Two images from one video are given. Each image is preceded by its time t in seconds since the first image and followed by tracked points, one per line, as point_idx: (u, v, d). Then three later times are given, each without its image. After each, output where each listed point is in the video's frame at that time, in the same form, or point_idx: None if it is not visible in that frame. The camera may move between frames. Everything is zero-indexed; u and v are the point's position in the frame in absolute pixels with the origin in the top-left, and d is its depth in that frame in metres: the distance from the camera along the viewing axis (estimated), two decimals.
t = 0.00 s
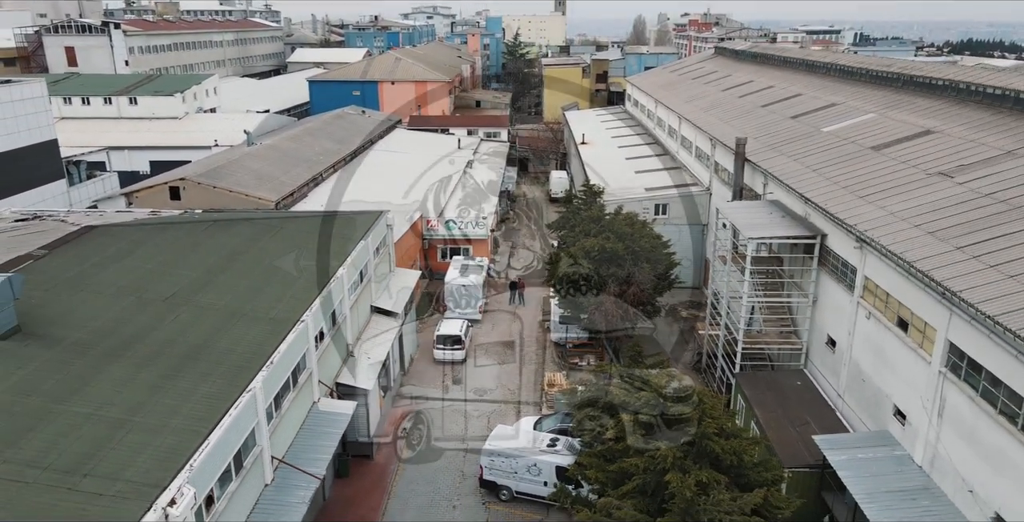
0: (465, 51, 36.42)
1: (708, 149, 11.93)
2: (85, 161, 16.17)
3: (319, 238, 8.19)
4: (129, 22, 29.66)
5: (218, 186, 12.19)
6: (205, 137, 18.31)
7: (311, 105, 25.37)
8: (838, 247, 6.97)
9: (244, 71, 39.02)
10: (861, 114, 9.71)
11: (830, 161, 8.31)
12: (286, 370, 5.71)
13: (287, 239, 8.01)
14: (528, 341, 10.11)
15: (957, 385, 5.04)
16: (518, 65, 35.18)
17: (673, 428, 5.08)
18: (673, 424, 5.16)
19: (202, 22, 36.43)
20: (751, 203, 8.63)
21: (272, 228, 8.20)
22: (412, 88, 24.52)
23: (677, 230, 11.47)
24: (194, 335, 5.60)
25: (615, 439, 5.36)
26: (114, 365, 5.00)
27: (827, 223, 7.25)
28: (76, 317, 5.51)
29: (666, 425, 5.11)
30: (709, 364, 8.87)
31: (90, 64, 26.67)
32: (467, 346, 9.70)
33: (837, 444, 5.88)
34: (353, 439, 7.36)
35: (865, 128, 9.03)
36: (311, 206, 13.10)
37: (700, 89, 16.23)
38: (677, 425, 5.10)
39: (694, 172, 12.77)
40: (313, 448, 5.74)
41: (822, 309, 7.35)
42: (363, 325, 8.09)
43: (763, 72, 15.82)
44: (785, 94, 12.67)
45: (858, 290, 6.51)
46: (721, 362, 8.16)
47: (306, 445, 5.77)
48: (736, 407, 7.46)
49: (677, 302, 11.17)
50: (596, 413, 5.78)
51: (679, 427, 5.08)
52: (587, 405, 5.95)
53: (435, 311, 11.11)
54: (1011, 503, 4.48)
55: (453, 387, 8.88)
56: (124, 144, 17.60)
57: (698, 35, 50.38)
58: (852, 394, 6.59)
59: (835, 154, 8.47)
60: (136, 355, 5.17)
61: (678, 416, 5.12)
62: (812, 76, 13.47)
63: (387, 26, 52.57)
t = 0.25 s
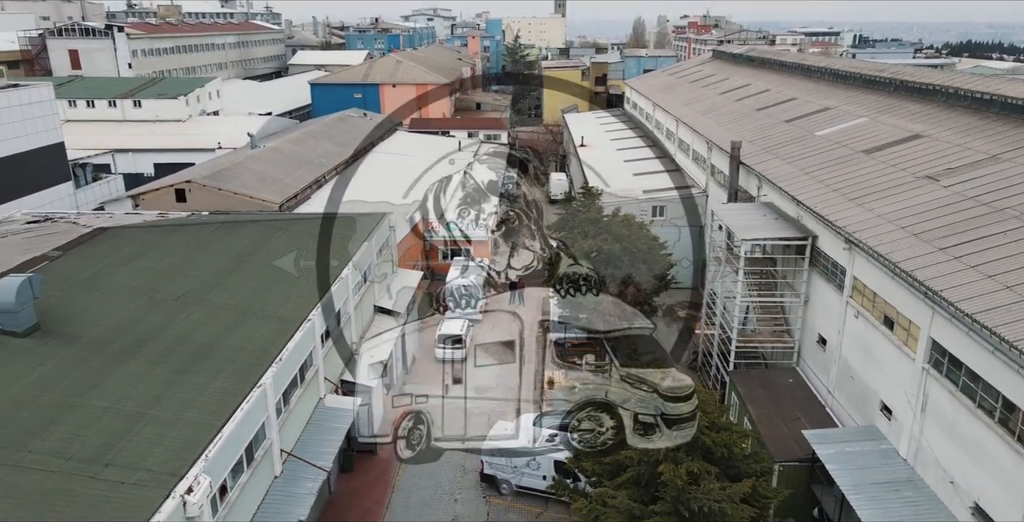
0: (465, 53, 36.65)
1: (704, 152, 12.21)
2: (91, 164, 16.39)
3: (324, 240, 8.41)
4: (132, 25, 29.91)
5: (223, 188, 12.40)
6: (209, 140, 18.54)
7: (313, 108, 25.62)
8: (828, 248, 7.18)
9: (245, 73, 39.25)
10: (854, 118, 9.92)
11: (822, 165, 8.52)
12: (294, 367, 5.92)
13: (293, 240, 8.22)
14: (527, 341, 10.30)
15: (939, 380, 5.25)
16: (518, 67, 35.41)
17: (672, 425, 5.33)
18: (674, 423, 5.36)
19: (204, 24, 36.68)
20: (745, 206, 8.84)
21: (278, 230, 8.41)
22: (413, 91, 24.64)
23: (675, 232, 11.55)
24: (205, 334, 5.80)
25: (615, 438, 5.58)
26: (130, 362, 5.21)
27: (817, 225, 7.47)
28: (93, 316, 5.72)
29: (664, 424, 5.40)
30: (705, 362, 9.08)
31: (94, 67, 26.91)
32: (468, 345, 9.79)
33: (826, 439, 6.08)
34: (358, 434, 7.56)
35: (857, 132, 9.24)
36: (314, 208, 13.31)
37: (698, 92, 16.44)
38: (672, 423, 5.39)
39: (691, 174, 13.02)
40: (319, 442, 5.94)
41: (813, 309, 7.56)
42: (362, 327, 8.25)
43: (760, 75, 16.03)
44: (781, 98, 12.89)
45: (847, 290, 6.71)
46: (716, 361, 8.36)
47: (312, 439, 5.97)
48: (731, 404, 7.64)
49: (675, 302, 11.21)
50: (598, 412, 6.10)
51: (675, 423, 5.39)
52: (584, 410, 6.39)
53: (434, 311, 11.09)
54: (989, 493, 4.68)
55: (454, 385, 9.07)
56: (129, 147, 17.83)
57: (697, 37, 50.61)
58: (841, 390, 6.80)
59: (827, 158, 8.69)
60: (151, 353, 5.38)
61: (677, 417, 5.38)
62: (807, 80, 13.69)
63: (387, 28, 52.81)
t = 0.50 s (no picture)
0: (465, 56, 36.85)
1: (701, 154, 12.43)
2: (97, 166, 16.60)
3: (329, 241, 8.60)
4: (135, 28, 30.10)
5: (227, 190, 12.59)
6: (213, 142, 18.74)
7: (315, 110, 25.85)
8: (820, 249, 7.37)
9: (247, 75, 39.51)
10: (847, 122, 10.12)
11: (815, 168, 8.72)
12: (301, 364, 6.11)
13: (298, 241, 8.40)
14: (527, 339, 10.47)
15: (925, 377, 5.43)
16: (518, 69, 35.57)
17: (674, 419, 4.71)
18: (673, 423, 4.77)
19: (206, 27, 36.89)
20: (741, 207, 9.02)
21: (283, 230, 8.58)
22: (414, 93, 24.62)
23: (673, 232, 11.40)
24: (215, 332, 5.98)
25: (618, 438, 4.83)
26: (143, 359, 5.38)
27: (810, 227, 7.66)
28: (107, 315, 5.89)
29: (665, 414, 4.70)
30: (701, 361, 9.21)
31: (97, 70, 27.13)
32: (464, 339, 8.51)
33: (817, 434, 6.27)
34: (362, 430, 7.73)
35: (851, 135, 9.42)
36: (317, 210, 13.49)
37: (696, 95, 16.64)
38: (678, 420, 4.79)
39: (689, 176, 13.25)
40: (326, 438, 6.11)
41: (806, 309, 7.75)
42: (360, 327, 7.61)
43: (757, 78, 16.23)
44: (777, 101, 13.08)
45: (838, 289, 6.89)
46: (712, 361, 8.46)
47: (319, 435, 6.15)
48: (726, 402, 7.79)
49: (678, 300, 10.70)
50: (597, 410, 4.63)
51: (682, 422, 4.80)
52: (580, 410, 4.61)
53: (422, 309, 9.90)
54: (970, 485, 4.88)
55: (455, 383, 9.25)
56: (133, 149, 18.05)
57: (697, 39, 50.88)
58: (833, 387, 6.98)
59: (821, 161, 8.88)
60: (163, 350, 5.57)
61: (683, 414, 4.66)
62: (803, 84, 13.89)
63: (388, 30, 53.05)
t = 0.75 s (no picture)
0: (465, 58, 37.13)
1: (698, 157, 12.61)
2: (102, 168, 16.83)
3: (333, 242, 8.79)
4: (137, 31, 30.29)
5: (232, 192, 12.79)
6: (216, 144, 18.96)
7: (316, 113, 26.07)
8: (812, 251, 7.58)
9: (249, 77, 39.78)
10: (840, 126, 10.33)
11: (808, 171, 8.92)
12: (307, 362, 6.31)
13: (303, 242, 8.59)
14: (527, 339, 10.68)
15: (910, 374, 5.63)
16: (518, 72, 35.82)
17: (680, 419, 3.28)
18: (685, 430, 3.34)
19: (208, 29, 37.08)
20: (736, 209, 9.21)
21: (288, 230, 8.75)
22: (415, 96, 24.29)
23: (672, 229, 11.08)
24: (224, 331, 6.16)
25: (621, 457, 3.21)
26: (156, 357, 5.57)
27: (802, 228, 7.87)
28: (120, 315, 6.08)
29: (670, 412, 3.25)
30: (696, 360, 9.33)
31: (101, 73, 27.36)
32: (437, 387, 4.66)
33: (808, 429, 6.45)
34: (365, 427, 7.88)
35: (843, 139, 9.63)
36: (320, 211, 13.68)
37: (693, 99, 16.86)
38: (685, 418, 3.29)
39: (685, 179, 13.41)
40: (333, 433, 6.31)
41: (800, 309, 7.97)
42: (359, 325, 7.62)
43: (754, 82, 16.45)
44: (773, 105, 13.30)
45: (828, 290, 7.10)
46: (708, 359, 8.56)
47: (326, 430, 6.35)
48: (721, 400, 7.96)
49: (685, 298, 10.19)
50: (594, 410, 3.17)
51: (689, 422, 3.31)
52: (573, 410, 3.16)
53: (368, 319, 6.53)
54: (952, 476, 5.08)
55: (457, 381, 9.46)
56: (138, 151, 18.26)
57: (695, 41, 51.20)
58: (825, 385, 7.19)
59: (814, 164, 9.08)
60: (175, 348, 5.75)
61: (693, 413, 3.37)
62: (798, 88, 14.11)
63: (389, 32, 53.32)
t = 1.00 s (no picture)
0: (466, 60, 37.28)
1: (695, 160, 12.78)
2: (107, 171, 17.01)
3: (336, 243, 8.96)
4: (140, 34, 30.50)
5: (236, 194, 12.98)
6: (219, 147, 19.15)
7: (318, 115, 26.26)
8: (805, 252, 7.76)
9: (250, 79, 39.95)
10: (834, 129, 10.52)
11: (802, 174, 9.11)
12: (313, 360, 6.49)
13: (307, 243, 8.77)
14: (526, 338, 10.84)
15: (898, 371, 5.82)
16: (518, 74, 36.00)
17: (681, 419, 3.42)
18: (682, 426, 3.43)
19: (209, 31, 37.26)
20: (731, 211, 9.39)
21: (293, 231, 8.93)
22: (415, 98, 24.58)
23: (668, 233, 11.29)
24: (233, 330, 6.34)
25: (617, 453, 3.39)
26: (168, 355, 5.75)
27: (795, 230, 8.06)
28: (133, 314, 6.28)
29: (670, 412, 3.40)
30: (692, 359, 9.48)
31: (104, 75, 27.53)
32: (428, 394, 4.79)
33: (801, 424, 6.63)
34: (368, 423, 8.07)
35: (837, 142, 9.82)
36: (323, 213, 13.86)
37: (691, 101, 17.05)
38: (686, 418, 3.43)
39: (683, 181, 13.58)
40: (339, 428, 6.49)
41: (793, 308, 8.15)
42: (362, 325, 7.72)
43: (751, 85, 16.65)
44: (769, 108, 13.49)
45: (820, 289, 7.28)
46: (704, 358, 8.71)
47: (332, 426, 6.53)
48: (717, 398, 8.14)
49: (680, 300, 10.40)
50: (594, 410, 3.33)
51: (690, 422, 3.44)
52: (573, 410, 3.32)
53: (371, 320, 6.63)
54: (936, 469, 5.28)
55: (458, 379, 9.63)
56: (142, 154, 18.45)
57: (695, 43, 51.37)
58: (817, 382, 7.38)
59: (808, 167, 9.28)
60: (186, 346, 5.93)
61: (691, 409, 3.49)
62: (795, 90, 14.31)
63: (389, 34, 53.49)
